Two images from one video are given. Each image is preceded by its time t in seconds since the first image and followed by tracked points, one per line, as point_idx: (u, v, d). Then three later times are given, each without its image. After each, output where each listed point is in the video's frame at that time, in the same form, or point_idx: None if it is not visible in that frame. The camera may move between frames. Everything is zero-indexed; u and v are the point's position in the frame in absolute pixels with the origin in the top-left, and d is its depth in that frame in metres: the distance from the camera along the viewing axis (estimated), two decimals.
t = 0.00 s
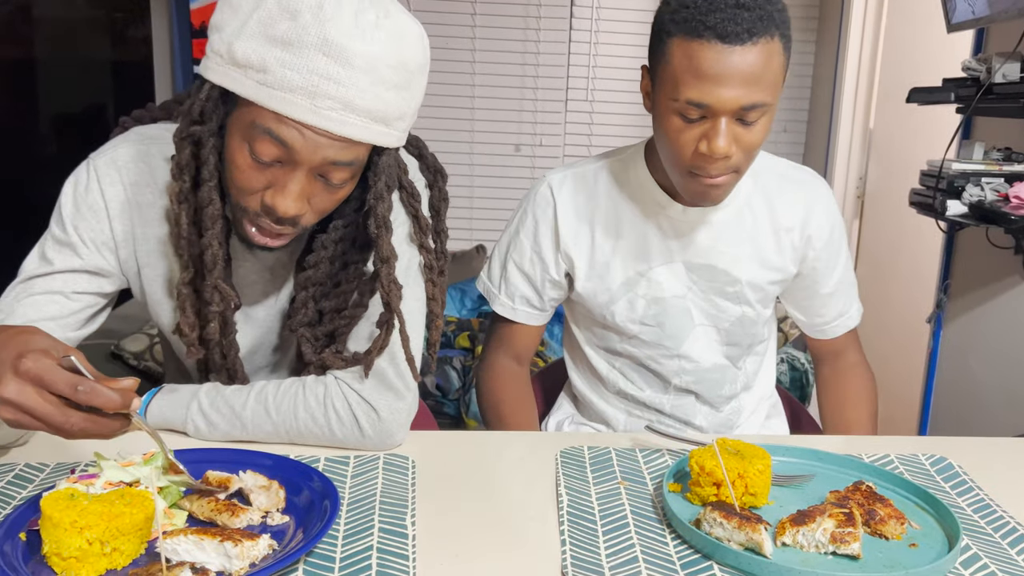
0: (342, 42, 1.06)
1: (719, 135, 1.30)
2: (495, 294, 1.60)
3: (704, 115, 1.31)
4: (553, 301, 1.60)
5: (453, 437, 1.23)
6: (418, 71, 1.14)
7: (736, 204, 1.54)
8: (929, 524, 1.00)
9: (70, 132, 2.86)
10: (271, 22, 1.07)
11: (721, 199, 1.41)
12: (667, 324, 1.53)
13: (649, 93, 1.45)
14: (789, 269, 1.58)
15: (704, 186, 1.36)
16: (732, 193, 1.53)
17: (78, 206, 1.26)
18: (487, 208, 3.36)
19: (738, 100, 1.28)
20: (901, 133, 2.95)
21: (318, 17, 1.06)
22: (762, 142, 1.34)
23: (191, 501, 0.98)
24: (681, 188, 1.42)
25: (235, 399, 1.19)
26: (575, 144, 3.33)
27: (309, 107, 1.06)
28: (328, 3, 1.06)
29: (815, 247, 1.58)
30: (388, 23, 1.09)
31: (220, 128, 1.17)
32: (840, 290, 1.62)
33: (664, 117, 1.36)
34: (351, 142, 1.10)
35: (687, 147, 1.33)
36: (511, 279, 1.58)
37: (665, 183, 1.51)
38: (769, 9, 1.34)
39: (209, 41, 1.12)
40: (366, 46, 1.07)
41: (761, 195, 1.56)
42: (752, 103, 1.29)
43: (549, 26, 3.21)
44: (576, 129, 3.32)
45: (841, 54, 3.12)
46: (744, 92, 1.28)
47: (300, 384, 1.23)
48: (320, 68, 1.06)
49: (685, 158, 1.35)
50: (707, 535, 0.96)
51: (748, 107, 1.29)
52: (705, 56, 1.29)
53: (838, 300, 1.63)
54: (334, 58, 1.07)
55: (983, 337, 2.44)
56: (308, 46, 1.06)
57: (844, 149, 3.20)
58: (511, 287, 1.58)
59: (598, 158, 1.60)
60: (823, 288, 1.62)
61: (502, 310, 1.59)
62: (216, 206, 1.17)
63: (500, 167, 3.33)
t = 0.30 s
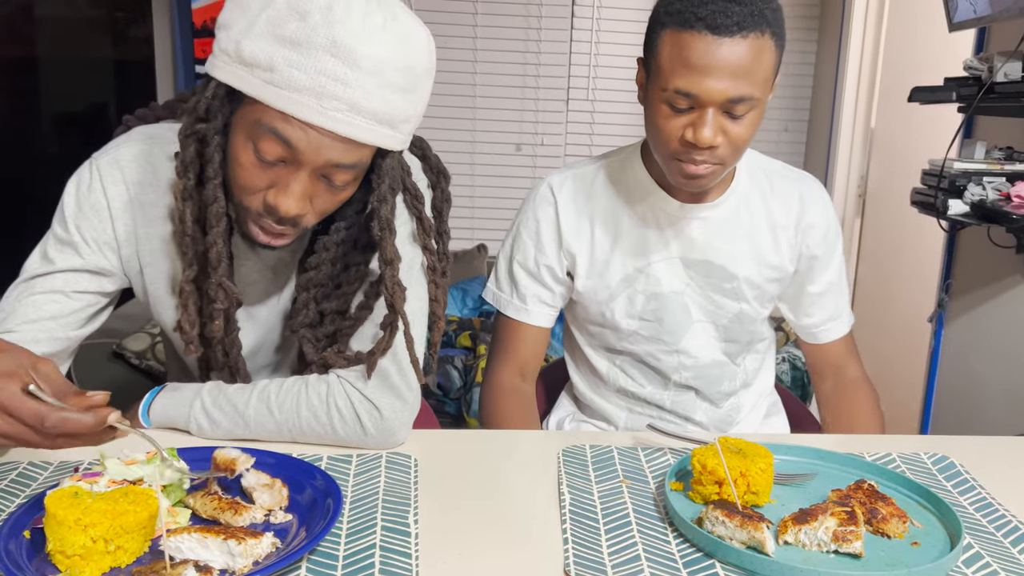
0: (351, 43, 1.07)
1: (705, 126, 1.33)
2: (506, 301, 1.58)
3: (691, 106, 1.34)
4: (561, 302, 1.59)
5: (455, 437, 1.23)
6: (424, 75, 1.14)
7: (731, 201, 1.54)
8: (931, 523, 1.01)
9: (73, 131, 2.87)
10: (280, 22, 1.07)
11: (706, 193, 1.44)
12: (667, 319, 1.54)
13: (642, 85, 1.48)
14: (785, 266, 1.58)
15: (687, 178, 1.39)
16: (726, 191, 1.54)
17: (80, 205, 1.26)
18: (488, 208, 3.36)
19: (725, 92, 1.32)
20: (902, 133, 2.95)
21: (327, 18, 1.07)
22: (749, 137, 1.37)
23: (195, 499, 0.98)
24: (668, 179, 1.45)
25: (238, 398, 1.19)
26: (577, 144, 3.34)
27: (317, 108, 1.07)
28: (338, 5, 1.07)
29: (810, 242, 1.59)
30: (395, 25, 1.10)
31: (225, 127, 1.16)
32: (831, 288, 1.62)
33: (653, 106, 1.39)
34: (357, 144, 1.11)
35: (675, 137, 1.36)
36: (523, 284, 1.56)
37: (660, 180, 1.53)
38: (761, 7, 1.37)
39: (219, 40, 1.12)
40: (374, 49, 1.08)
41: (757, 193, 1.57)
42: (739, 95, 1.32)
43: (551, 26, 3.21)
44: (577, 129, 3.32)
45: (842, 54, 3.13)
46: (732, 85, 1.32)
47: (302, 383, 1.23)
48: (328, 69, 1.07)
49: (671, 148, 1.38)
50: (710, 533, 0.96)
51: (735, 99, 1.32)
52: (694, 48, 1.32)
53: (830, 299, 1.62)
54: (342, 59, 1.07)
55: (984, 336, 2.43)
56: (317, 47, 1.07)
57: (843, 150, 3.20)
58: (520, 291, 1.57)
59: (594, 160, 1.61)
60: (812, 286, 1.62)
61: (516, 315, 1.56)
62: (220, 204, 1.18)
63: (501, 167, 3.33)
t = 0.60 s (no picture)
0: (378, 60, 1.07)
1: (686, 110, 1.39)
2: (519, 305, 1.56)
3: (674, 91, 1.40)
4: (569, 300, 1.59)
5: (457, 436, 1.23)
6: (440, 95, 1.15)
7: (728, 201, 1.56)
8: (935, 521, 1.00)
9: (74, 130, 2.88)
10: (307, 32, 1.07)
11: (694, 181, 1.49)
12: (668, 312, 1.55)
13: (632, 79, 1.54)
14: (784, 265, 1.58)
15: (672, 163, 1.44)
16: (724, 190, 1.55)
17: (83, 205, 1.26)
18: (491, 206, 3.37)
19: (705, 75, 1.38)
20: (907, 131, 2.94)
21: (356, 33, 1.07)
22: (731, 123, 1.42)
23: (197, 497, 0.98)
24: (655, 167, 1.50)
25: (241, 397, 1.19)
26: (580, 142, 3.34)
27: (340, 123, 1.08)
28: (367, 18, 1.07)
29: (813, 240, 1.57)
30: (421, 41, 1.11)
31: (240, 130, 1.17)
32: (828, 284, 1.59)
33: (640, 94, 1.45)
34: (375, 156, 1.12)
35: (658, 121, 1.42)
36: (536, 285, 1.55)
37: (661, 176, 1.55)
38: None
39: (238, 41, 1.12)
40: (402, 68, 1.09)
41: (758, 193, 1.59)
42: (718, 80, 1.38)
43: (553, 24, 3.21)
44: (580, 128, 3.32)
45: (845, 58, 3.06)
46: (711, 70, 1.38)
47: (305, 381, 1.23)
48: (353, 85, 1.07)
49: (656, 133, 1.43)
50: (713, 532, 0.95)
51: (715, 84, 1.38)
52: (676, 34, 1.38)
53: (827, 296, 1.60)
54: (368, 75, 1.08)
55: (988, 334, 2.43)
56: (344, 61, 1.07)
57: (846, 159, 3.13)
58: (534, 291, 1.55)
59: (591, 163, 1.64)
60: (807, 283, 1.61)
61: (531, 316, 1.54)
62: (231, 207, 1.18)
63: (504, 166, 3.33)
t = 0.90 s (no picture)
0: (387, 52, 1.08)
1: (667, 103, 1.41)
2: (516, 297, 1.56)
3: (656, 84, 1.43)
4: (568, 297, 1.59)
5: (459, 436, 1.22)
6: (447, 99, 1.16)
7: (727, 202, 1.56)
8: (938, 520, 1.00)
9: (74, 133, 2.88)
10: (317, 21, 1.08)
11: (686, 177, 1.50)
12: (666, 311, 1.55)
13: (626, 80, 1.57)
14: (781, 274, 1.58)
15: (658, 157, 1.46)
16: (723, 192, 1.55)
17: (86, 207, 1.26)
18: (492, 206, 3.37)
19: (685, 68, 1.41)
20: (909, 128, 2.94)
21: (366, 25, 1.08)
22: (714, 115, 1.44)
23: (198, 499, 0.98)
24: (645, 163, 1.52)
25: (241, 396, 1.19)
26: (580, 141, 3.34)
27: (343, 108, 1.08)
28: (378, 12, 1.08)
29: (815, 246, 1.56)
30: (431, 42, 1.12)
31: (245, 118, 1.16)
32: (836, 287, 1.58)
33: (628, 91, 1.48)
34: (374, 149, 1.11)
35: (642, 115, 1.45)
36: (536, 280, 1.55)
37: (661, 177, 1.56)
38: None
39: (247, 32, 1.13)
40: (409, 62, 1.09)
41: (760, 193, 1.59)
42: (698, 72, 1.41)
43: (553, 23, 3.20)
44: (580, 127, 3.32)
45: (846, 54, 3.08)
46: (690, 63, 1.41)
47: (306, 382, 1.23)
48: (359, 73, 1.08)
49: (641, 128, 1.46)
50: (715, 532, 0.95)
51: (694, 76, 1.41)
52: (655, 30, 1.42)
53: (838, 298, 1.58)
54: (375, 65, 1.08)
55: (989, 332, 2.42)
56: (351, 49, 1.08)
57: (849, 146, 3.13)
58: (534, 284, 1.55)
59: (589, 166, 1.65)
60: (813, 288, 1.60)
61: (529, 308, 1.54)
62: (238, 194, 1.17)
63: (505, 165, 3.32)
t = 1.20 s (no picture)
0: (379, 41, 1.10)
1: (670, 102, 1.41)
2: (524, 298, 1.53)
3: (659, 84, 1.43)
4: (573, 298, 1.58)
5: (457, 438, 1.22)
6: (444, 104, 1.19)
7: (734, 207, 1.55)
8: (937, 521, 0.99)
9: (72, 134, 2.96)
10: (316, 8, 1.11)
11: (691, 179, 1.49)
12: (670, 315, 1.55)
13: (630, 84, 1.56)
14: (785, 279, 1.58)
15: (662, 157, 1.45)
16: (730, 197, 1.55)
17: (79, 208, 1.25)
18: (490, 206, 3.36)
19: (687, 67, 1.40)
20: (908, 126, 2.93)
21: (362, 14, 1.10)
22: (718, 114, 1.44)
23: (192, 504, 0.97)
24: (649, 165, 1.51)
25: (236, 400, 1.19)
26: (578, 141, 3.33)
27: (332, 92, 1.09)
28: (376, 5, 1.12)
29: (821, 253, 1.56)
30: (427, 42, 1.14)
31: (236, 104, 1.18)
32: (845, 292, 1.58)
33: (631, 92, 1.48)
34: (358, 140, 1.12)
35: (645, 115, 1.44)
36: (544, 278, 1.54)
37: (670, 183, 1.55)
38: None
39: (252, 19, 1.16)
40: (399, 55, 1.11)
41: (766, 194, 1.58)
42: (700, 70, 1.41)
43: (550, 23, 3.20)
44: (578, 127, 3.31)
45: (844, 53, 3.07)
46: (692, 61, 1.41)
47: (301, 384, 1.22)
48: (351, 59, 1.10)
49: (644, 128, 1.46)
50: (713, 535, 0.95)
51: (697, 74, 1.41)
52: (657, 28, 1.41)
53: (847, 301, 1.58)
54: (366, 52, 1.10)
55: (989, 329, 2.42)
56: (347, 37, 1.10)
57: (846, 149, 3.13)
58: (539, 284, 1.54)
59: (595, 166, 1.64)
60: (820, 293, 1.60)
61: (538, 310, 1.52)
62: (218, 177, 1.17)
63: (503, 165, 3.32)
